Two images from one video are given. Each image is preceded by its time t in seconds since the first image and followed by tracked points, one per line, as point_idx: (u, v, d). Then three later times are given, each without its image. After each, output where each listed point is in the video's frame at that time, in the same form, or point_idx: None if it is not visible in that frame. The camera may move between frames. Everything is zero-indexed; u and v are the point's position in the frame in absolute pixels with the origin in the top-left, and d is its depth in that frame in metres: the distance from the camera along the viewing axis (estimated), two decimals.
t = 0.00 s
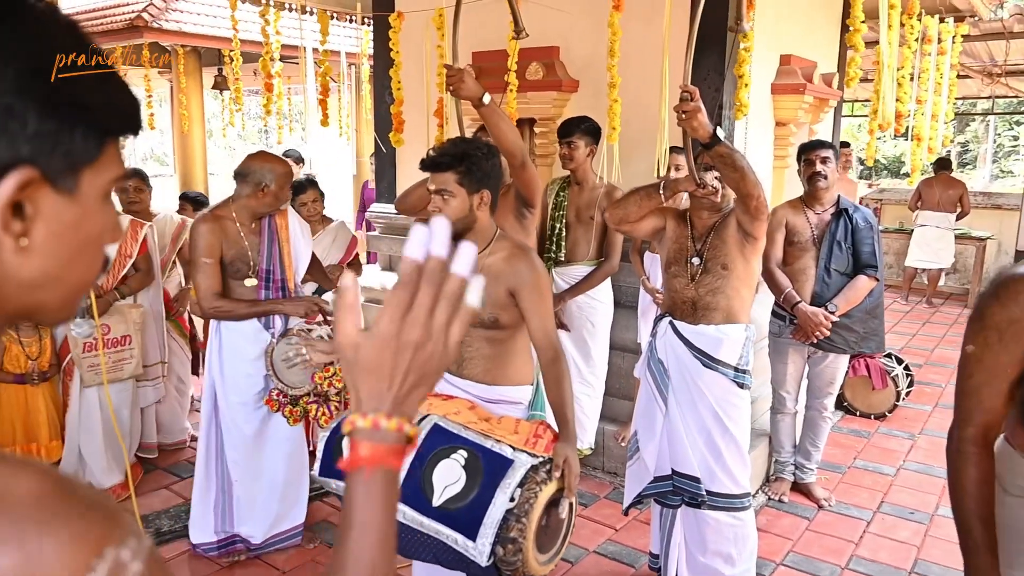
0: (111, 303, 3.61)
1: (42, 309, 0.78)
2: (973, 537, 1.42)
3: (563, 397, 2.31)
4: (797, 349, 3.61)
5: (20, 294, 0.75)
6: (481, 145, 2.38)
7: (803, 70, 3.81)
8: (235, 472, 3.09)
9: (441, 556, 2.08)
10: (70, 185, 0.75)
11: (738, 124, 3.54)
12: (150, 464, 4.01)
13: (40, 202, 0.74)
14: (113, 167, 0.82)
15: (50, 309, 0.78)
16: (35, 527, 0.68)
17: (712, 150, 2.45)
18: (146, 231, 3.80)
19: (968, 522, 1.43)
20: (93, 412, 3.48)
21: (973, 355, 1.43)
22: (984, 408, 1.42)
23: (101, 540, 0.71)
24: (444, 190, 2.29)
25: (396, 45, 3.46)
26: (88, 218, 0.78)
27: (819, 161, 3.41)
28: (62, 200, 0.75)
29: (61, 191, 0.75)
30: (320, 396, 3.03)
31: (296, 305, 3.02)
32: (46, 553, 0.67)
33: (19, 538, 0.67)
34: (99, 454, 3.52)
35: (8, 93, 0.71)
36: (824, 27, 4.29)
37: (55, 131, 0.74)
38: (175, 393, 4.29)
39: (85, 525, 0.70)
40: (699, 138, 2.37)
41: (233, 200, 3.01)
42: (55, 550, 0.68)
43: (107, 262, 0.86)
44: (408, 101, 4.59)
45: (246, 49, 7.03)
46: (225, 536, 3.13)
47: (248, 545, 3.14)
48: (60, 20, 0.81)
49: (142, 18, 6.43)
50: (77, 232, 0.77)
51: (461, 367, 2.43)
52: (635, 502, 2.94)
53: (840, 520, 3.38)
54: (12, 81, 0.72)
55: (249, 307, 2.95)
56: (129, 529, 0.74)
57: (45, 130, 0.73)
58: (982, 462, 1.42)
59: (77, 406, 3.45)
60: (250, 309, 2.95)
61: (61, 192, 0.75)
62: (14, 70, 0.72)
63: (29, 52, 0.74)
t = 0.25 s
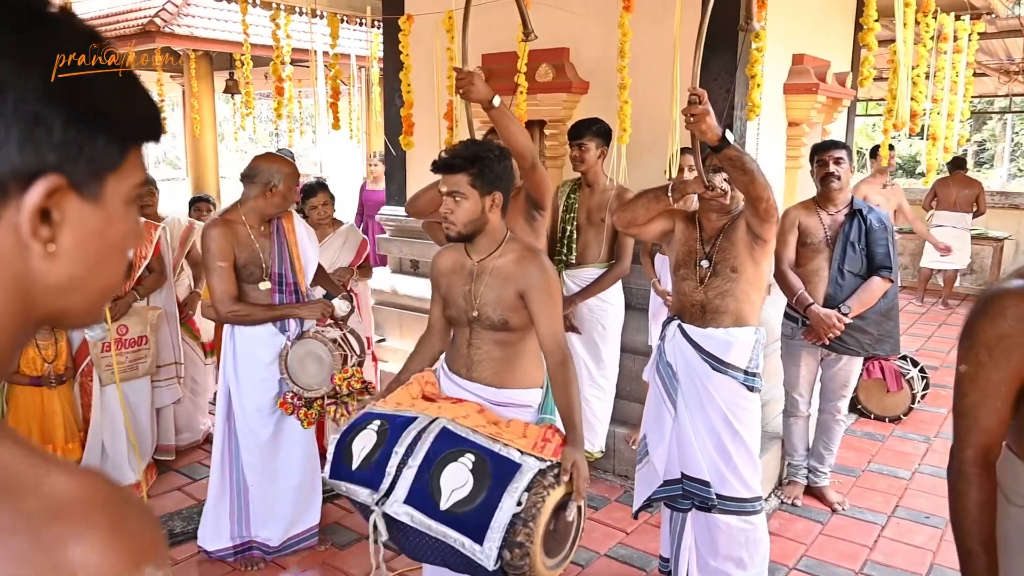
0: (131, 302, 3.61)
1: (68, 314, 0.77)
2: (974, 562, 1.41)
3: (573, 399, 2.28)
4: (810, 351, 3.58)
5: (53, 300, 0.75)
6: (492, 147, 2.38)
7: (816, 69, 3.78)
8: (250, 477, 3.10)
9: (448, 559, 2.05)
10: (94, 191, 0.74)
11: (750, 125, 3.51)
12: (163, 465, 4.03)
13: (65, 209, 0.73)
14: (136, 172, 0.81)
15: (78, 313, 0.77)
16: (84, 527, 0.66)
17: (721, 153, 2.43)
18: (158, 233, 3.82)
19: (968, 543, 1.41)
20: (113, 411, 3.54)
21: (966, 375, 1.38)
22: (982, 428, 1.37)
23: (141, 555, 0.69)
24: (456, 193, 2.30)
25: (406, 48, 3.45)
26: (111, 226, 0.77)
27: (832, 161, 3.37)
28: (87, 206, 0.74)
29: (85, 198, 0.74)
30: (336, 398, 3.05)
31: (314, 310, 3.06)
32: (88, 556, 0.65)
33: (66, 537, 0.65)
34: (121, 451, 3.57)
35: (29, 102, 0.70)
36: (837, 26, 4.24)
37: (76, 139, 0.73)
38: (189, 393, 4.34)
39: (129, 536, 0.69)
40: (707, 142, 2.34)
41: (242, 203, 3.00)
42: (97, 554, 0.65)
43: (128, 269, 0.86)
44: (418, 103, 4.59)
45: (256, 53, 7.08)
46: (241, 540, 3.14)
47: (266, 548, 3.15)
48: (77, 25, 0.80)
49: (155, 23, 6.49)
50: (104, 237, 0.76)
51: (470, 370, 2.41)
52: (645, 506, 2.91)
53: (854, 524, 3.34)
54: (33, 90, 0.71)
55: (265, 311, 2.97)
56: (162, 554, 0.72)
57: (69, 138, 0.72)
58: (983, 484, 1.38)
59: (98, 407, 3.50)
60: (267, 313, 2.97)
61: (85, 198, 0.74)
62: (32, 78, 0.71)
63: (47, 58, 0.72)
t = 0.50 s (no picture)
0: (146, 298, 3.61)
1: (95, 322, 0.78)
2: (959, 564, 1.39)
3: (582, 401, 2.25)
4: (823, 353, 3.56)
5: (81, 309, 0.76)
6: (504, 149, 2.37)
7: (829, 70, 3.76)
8: (261, 477, 3.11)
9: (459, 560, 2.05)
10: (124, 204, 0.75)
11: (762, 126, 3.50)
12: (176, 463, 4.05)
13: (96, 221, 0.74)
14: (165, 183, 0.82)
15: (107, 321, 0.79)
16: (97, 519, 0.66)
17: (730, 155, 2.43)
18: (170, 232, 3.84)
19: (958, 548, 1.39)
20: (130, 410, 3.60)
21: (958, 384, 1.36)
22: (972, 439, 1.36)
23: (159, 546, 0.68)
24: (469, 195, 2.29)
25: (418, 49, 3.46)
26: (139, 235, 0.78)
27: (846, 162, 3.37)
28: (115, 218, 0.75)
29: (114, 210, 0.75)
30: (349, 395, 3.05)
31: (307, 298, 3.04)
32: (104, 548, 0.65)
33: (78, 530, 0.65)
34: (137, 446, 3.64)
35: (63, 119, 0.72)
36: (851, 25, 4.21)
37: (107, 154, 0.74)
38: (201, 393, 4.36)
39: (146, 528, 0.68)
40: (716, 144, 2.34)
41: (240, 207, 3.02)
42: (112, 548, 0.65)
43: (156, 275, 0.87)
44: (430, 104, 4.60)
45: (270, 54, 7.13)
46: (251, 540, 3.15)
47: (277, 547, 3.16)
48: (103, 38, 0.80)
49: (170, 25, 6.55)
50: (132, 248, 0.77)
51: (481, 371, 2.41)
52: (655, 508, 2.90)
53: (867, 528, 3.32)
54: (68, 106, 0.72)
55: (264, 308, 2.97)
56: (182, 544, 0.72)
57: (100, 154, 0.73)
58: (975, 492, 1.37)
59: (116, 404, 3.56)
60: (263, 311, 2.97)
61: (115, 210, 0.75)
62: (68, 96, 0.72)
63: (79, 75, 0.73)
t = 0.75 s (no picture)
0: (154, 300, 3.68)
1: (95, 321, 0.80)
2: (962, 568, 1.38)
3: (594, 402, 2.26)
4: (833, 357, 3.54)
5: (82, 309, 0.78)
6: (511, 153, 2.37)
7: (838, 72, 3.75)
8: (269, 479, 3.12)
9: (465, 564, 2.04)
10: (124, 206, 0.78)
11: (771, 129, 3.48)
12: (185, 466, 4.07)
13: (98, 222, 0.76)
14: (157, 186, 0.85)
15: (104, 323, 0.81)
16: (92, 521, 0.69)
17: (733, 159, 2.42)
18: (177, 235, 3.86)
19: (958, 552, 1.39)
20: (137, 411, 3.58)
21: (968, 387, 1.34)
22: (980, 441, 1.35)
23: (155, 544, 0.72)
24: (482, 201, 2.29)
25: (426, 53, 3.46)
26: (138, 235, 0.81)
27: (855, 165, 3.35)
28: (116, 219, 0.78)
29: (115, 212, 0.77)
30: (353, 396, 3.13)
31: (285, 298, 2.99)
32: (90, 552, 0.68)
33: (73, 533, 0.68)
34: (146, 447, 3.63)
35: (67, 120, 0.74)
36: (860, 27, 4.19)
37: (108, 155, 0.76)
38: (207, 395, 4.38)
39: (135, 527, 0.71)
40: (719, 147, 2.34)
41: (236, 215, 3.04)
42: (108, 548, 0.69)
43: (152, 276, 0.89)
44: (438, 108, 4.61)
45: (279, 59, 7.16)
46: (258, 544, 3.15)
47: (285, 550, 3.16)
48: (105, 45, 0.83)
49: (179, 30, 6.59)
50: (131, 248, 0.80)
51: (490, 376, 2.40)
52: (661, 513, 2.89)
53: (877, 533, 3.29)
54: (71, 107, 0.74)
55: (251, 313, 2.95)
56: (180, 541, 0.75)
57: (102, 154, 0.76)
58: (977, 496, 1.36)
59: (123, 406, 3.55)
60: (250, 316, 2.94)
61: (116, 212, 0.77)
62: (71, 97, 0.74)
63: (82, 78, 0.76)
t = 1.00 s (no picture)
0: (169, 304, 3.71)
1: (101, 327, 0.86)
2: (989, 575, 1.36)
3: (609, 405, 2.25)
4: (847, 361, 3.50)
5: (91, 317, 0.84)
6: (517, 159, 2.36)
7: (851, 75, 3.73)
8: (284, 480, 3.13)
9: (480, 561, 2.04)
10: (143, 217, 0.85)
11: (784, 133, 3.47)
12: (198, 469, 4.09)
13: (122, 234, 0.83)
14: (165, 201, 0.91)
15: (109, 326, 0.87)
16: (91, 526, 0.71)
17: (739, 163, 2.40)
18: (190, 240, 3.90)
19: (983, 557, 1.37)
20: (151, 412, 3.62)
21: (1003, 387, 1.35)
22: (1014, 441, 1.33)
23: (167, 535, 0.74)
24: (491, 210, 2.28)
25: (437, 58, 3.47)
26: (150, 247, 0.88)
27: (868, 168, 3.33)
28: (136, 230, 0.85)
29: (136, 224, 0.84)
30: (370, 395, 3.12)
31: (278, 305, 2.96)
32: (82, 558, 0.70)
33: (82, 532, 0.71)
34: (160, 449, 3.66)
35: (114, 136, 0.81)
36: (874, 30, 4.17)
37: (141, 170, 0.84)
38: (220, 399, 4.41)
39: (146, 522, 0.73)
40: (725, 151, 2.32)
41: (243, 223, 3.06)
42: (115, 544, 0.71)
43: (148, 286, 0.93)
44: (449, 113, 4.63)
45: (291, 64, 7.20)
46: (273, 547, 3.14)
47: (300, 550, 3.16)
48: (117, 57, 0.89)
49: (193, 36, 6.64)
50: (141, 261, 0.86)
51: (503, 379, 2.39)
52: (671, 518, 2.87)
53: (892, 539, 3.26)
54: (119, 125, 0.82)
55: (253, 320, 2.93)
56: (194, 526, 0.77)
57: (138, 168, 0.83)
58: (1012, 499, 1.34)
59: (137, 407, 3.59)
60: (252, 323, 2.93)
61: (136, 223, 0.84)
62: (120, 117, 0.82)
63: (126, 99, 0.83)
